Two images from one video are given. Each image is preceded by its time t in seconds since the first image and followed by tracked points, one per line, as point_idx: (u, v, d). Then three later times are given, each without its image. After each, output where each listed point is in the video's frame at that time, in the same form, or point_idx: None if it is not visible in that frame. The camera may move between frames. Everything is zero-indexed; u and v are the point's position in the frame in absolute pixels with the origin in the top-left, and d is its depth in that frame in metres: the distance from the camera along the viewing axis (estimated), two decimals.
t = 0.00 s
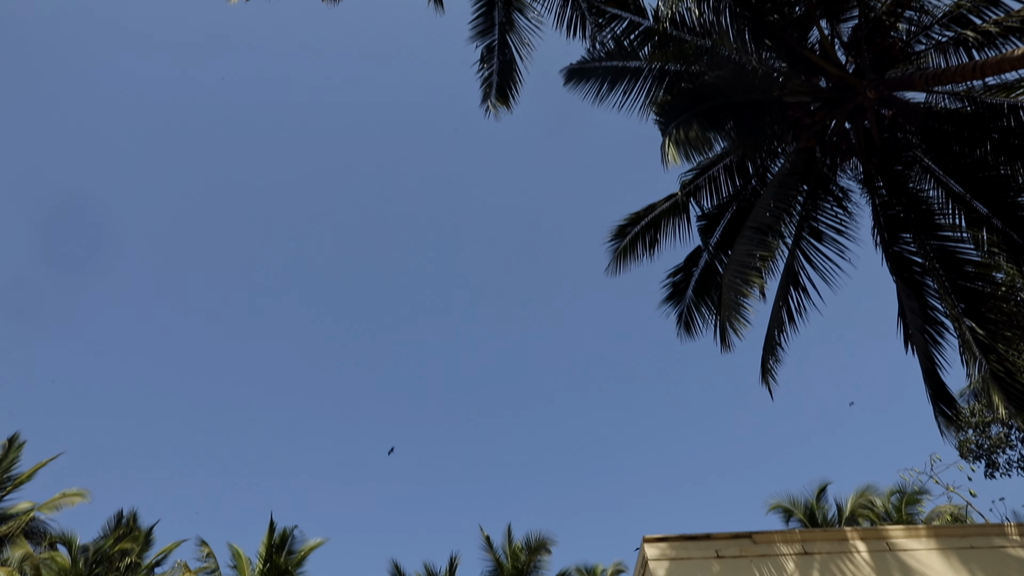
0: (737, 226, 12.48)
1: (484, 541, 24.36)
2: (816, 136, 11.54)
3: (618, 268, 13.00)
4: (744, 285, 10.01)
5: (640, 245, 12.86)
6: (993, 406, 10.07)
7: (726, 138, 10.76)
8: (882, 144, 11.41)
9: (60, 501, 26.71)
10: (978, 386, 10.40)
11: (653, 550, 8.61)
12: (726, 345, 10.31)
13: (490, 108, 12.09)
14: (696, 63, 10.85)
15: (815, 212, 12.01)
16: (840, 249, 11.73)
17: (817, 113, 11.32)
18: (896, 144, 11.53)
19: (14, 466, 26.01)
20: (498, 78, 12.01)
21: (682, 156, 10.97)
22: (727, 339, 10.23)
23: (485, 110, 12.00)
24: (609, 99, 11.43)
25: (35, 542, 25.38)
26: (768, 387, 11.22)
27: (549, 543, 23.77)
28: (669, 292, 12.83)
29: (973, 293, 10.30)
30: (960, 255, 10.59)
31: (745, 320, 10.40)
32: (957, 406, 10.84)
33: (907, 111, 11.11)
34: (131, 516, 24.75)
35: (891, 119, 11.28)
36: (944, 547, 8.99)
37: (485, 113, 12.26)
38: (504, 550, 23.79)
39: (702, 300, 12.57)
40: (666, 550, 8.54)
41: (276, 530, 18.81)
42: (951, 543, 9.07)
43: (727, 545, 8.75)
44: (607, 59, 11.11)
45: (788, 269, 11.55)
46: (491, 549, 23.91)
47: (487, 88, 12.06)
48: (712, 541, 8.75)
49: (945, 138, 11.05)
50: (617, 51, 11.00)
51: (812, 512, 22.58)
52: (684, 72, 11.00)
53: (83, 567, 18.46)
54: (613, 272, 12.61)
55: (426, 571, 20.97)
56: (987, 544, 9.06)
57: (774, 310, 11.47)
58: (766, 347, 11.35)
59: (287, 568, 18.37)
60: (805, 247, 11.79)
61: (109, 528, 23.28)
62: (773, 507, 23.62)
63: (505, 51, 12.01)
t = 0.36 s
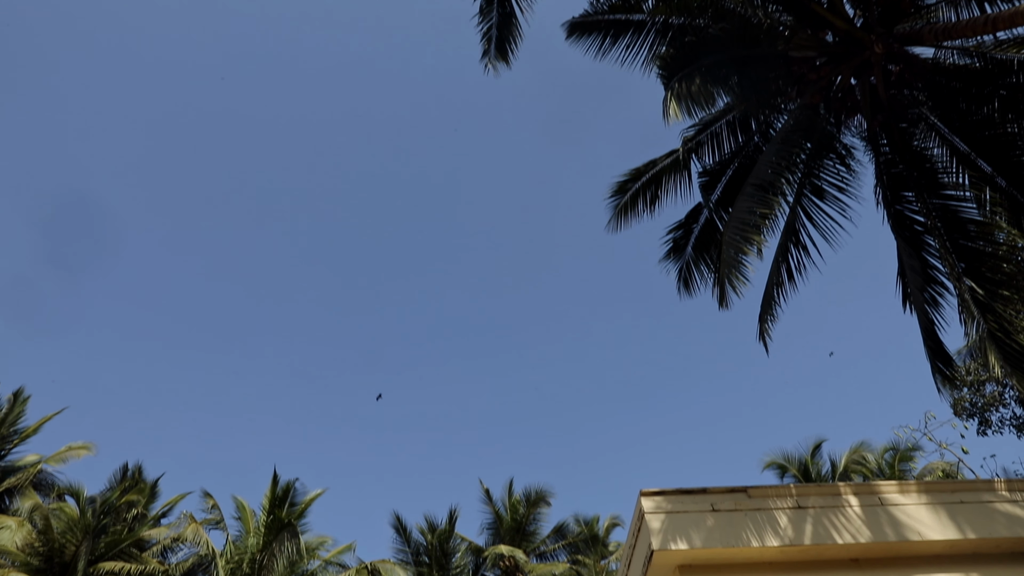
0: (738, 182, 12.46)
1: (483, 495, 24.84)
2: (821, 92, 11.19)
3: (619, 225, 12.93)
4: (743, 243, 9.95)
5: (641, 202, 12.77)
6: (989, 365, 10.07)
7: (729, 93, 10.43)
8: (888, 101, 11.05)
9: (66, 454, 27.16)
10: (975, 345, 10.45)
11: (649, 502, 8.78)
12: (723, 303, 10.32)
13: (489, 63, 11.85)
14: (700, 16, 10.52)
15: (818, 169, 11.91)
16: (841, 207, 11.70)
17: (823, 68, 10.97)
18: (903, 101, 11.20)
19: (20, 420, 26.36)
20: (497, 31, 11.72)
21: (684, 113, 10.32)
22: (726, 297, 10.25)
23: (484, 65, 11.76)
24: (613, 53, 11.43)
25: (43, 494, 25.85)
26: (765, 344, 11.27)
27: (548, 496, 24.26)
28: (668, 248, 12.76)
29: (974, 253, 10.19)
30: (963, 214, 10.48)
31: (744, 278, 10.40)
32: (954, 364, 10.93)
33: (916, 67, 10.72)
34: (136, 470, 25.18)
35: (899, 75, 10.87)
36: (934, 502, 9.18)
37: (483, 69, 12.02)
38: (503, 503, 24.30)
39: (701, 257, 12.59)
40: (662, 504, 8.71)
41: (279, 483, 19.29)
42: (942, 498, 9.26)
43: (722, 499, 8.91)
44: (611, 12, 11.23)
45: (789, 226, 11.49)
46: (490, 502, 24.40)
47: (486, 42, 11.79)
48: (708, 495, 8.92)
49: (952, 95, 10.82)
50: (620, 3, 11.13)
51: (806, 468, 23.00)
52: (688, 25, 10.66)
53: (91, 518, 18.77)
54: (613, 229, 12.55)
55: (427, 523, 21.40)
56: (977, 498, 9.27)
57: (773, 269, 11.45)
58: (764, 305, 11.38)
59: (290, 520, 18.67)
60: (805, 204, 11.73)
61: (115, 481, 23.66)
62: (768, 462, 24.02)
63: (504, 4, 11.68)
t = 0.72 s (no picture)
0: (741, 138, 12.19)
1: (483, 449, 25.21)
2: (827, 46, 11.09)
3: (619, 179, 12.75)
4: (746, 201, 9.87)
5: (642, 156, 12.53)
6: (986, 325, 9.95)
7: (733, 47, 10.86)
8: (895, 55, 10.98)
9: (70, 408, 27.47)
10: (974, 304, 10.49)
11: (646, 457, 9.32)
12: (725, 261, 10.27)
13: (489, 16, 11.58)
14: None
15: (821, 126, 11.64)
16: (844, 165, 11.49)
17: (830, 22, 10.88)
18: (910, 56, 11.23)
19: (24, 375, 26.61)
20: None
21: (687, 65, 10.54)
22: (727, 255, 10.20)
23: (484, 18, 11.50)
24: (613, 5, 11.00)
25: (50, 448, 26.22)
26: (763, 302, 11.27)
27: (548, 450, 24.66)
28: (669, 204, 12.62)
29: (975, 212, 10.00)
30: (967, 172, 10.29)
31: (746, 236, 10.36)
32: (952, 323, 10.94)
33: (924, 21, 10.63)
34: (141, 424, 25.50)
35: (907, 29, 10.92)
36: (925, 458, 9.72)
37: (483, 22, 11.76)
38: (503, 458, 24.69)
39: (702, 213, 12.43)
40: (659, 458, 9.28)
41: (281, 438, 19.56)
42: (933, 455, 9.81)
43: (718, 454, 9.45)
44: None
45: (789, 183, 11.36)
46: (490, 456, 24.81)
47: None
48: (704, 451, 9.47)
49: (962, 50, 10.80)
50: None
51: (802, 426, 23.30)
52: None
53: (97, 471, 19.04)
54: (612, 182, 12.37)
55: (428, 477, 21.75)
56: (967, 455, 9.81)
57: (773, 227, 11.37)
58: (763, 264, 11.36)
59: (292, 474, 18.96)
60: (808, 161, 11.53)
61: (120, 435, 23.95)
62: (765, 419, 24.33)
63: None
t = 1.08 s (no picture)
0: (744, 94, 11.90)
1: (483, 404, 25.49)
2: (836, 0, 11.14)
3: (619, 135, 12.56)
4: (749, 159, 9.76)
5: (643, 112, 12.31)
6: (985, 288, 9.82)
7: None
8: (904, 7, 10.97)
9: (73, 363, 27.67)
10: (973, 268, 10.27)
11: (644, 413, 9.43)
12: (727, 219, 10.21)
13: None
14: None
15: (826, 82, 11.25)
16: (848, 122, 11.24)
17: None
18: (919, 10, 11.11)
19: (26, 331, 26.74)
20: None
21: (690, 19, 10.48)
22: (729, 213, 10.15)
23: None
24: None
25: (54, 403, 26.50)
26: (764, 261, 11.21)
27: (547, 406, 24.97)
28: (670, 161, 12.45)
29: (980, 171, 9.86)
30: (972, 130, 10.10)
31: (749, 194, 10.26)
32: (950, 283, 10.92)
33: None
34: (143, 379, 25.73)
35: None
36: (919, 416, 9.85)
37: None
38: (502, 414, 25.01)
39: (704, 171, 12.25)
40: (657, 414, 9.44)
41: (283, 393, 19.78)
42: (927, 412, 9.93)
43: (716, 411, 9.60)
44: None
45: (792, 141, 11.17)
46: (489, 412, 25.12)
47: None
48: (702, 407, 9.63)
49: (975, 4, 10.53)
50: None
51: (798, 383, 23.52)
52: None
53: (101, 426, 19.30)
54: (612, 138, 12.21)
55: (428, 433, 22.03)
56: (961, 413, 9.93)
57: (775, 184, 11.25)
58: (764, 221, 11.28)
59: (293, 430, 19.21)
60: (812, 119, 11.14)
61: (122, 390, 24.16)
62: (761, 377, 24.56)
63: None
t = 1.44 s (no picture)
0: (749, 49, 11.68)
1: (483, 360, 25.65)
2: None
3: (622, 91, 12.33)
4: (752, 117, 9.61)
5: (646, 67, 12.07)
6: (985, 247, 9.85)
7: None
8: None
9: (74, 319, 27.75)
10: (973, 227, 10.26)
11: (642, 370, 9.50)
12: (729, 178, 10.09)
13: None
14: None
15: (833, 37, 11.03)
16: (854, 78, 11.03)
17: None
18: None
19: (26, 287, 26.75)
20: None
21: None
22: (732, 172, 10.02)
23: None
24: None
25: (57, 359, 26.66)
26: (765, 219, 11.13)
27: (546, 362, 25.17)
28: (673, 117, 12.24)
29: (985, 129, 9.73)
30: (979, 87, 9.90)
31: (752, 153, 10.13)
32: (949, 244, 10.84)
33: None
34: (145, 336, 25.85)
35: None
36: (915, 374, 9.93)
37: None
38: (502, 370, 25.23)
39: (707, 127, 12.06)
40: (655, 370, 9.54)
41: (284, 349, 19.89)
42: (923, 371, 10.01)
43: (714, 368, 9.69)
44: None
45: (797, 97, 10.98)
46: (489, 368, 25.32)
47: None
48: (701, 364, 9.71)
49: None
50: None
51: (796, 342, 23.66)
52: None
53: (104, 381, 19.51)
54: (615, 94, 11.95)
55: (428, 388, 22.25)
56: (956, 372, 10.01)
57: (778, 141, 11.09)
58: (766, 179, 11.15)
59: (295, 384, 19.38)
60: (817, 74, 10.93)
61: (124, 346, 24.27)
62: (760, 335, 24.69)
63: None
